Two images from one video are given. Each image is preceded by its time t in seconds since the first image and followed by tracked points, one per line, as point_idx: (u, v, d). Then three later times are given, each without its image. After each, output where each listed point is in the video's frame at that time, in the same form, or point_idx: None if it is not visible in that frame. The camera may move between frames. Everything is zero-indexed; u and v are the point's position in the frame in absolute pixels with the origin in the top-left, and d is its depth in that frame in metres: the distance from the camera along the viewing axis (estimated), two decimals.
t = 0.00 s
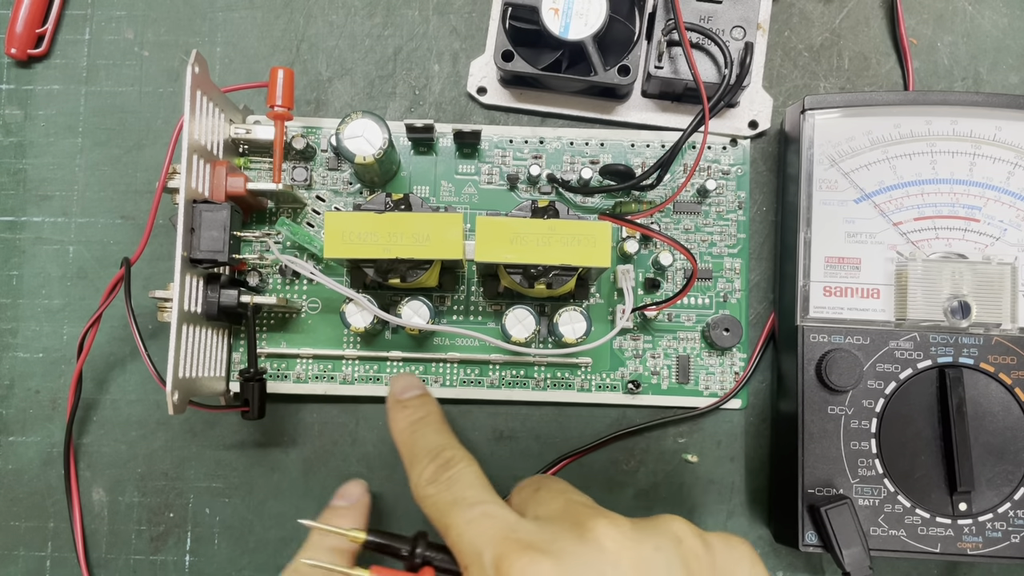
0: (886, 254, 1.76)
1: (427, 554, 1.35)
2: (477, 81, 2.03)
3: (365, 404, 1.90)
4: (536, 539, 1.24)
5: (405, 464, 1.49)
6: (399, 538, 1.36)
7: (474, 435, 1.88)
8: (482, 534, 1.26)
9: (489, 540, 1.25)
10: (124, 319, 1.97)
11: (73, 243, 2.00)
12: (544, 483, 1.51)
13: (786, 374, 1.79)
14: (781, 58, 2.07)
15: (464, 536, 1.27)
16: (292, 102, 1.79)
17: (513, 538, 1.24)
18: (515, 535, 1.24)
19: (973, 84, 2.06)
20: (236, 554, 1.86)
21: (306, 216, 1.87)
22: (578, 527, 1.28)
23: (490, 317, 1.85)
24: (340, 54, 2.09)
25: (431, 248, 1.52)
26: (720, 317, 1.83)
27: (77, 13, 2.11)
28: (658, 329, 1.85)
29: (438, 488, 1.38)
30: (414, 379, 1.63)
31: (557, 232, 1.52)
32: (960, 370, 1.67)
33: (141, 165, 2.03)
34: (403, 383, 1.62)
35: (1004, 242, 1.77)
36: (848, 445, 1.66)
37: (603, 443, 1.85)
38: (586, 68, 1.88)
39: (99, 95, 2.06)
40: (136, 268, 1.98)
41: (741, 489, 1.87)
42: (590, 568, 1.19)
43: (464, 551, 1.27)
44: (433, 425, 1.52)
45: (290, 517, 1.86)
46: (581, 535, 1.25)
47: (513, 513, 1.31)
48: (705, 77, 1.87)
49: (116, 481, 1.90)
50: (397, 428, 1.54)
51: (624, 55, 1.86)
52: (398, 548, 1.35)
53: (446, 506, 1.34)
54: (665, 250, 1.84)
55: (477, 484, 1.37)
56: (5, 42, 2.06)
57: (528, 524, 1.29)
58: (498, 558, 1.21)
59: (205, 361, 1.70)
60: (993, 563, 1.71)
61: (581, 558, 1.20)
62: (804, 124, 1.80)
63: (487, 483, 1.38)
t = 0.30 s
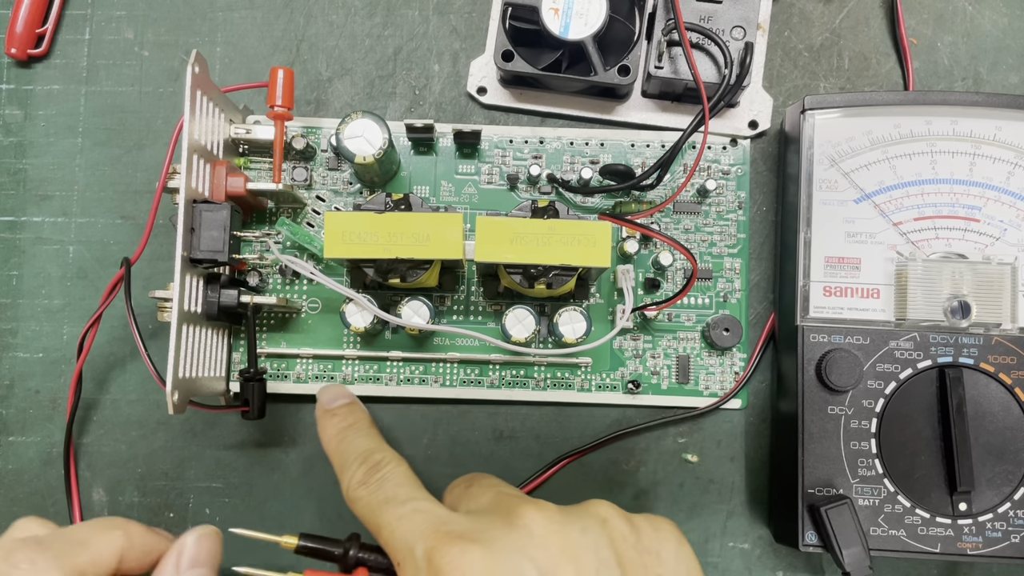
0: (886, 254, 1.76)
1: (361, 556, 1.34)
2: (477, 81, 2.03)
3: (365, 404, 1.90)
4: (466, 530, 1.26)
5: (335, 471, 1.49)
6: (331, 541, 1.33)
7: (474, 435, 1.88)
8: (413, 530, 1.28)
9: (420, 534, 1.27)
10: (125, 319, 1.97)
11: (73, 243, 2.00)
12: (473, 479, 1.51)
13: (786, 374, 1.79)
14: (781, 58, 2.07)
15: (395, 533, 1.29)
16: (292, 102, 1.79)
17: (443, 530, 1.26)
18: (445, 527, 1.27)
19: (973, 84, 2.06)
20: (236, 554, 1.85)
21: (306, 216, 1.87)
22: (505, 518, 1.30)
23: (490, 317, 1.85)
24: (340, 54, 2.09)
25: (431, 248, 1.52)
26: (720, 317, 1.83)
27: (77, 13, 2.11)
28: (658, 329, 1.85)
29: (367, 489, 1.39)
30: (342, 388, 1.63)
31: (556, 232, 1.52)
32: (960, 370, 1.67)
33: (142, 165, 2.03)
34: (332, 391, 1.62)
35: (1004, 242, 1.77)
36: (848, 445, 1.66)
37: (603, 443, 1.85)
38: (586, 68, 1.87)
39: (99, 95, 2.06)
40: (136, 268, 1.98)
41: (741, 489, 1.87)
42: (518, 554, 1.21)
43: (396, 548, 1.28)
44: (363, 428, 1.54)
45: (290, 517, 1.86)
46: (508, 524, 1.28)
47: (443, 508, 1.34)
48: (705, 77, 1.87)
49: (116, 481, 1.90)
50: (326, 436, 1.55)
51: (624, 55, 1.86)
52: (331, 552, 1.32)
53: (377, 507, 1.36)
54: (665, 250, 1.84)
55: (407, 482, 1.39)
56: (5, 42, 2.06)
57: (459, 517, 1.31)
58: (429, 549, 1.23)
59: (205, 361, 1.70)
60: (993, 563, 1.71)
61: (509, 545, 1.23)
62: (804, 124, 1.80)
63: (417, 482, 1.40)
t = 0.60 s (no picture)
0: (886, 254, 1.76)
1: (370, 565, 1.28)
2: (477, 81, 2.03)
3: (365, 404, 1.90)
4: (481, 544, 1.20)
5: (358, 458, 1.44)
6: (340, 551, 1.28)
7: (474, 435, 1.88)
8: (428, 538, 1.22)
9: (435, 542, 1.21)
10: (125, 319, 1.97)
11: (73, 243, 2.00)
12: (483, 487, 1.47)
13: (786, 373, 1.79)
14: (781, 58, 2.07)
15: (411, 538, 1.24)
16: (292, 102, 1.79)
17: (458, 541, 1.21)
18: (460, 539, 1.21)
19: (973, 84, 2.06)
20: (236, 555, 1.85)
21: (306, 216, 1.87)
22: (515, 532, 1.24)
23: (490, 317, 1.85)
24: (340, 54, 2.09)
25: (431, 248, 1.52)
26: (720, 317, 1.83)
27: (77, 13, 2.11)
28: (658, 329, 1.85)
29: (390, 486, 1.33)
30: (379, 375, 1.56)
31: (557, 232, 1.52)
32: (960, 370, 1.67)
33: (142, 165, 2.03)
34: (369, 377, 1.56)
35: (1004, 242, 1.77)
36: (849, 445, 1.66)
37: (603, 443, 1.85)
38: (586, 68, 1.87)
39: (99, 94, 2.06)
40: (136, 268, 1.98)
41: (741, 489, 1.87)
42: (529, 572, 1.15)
43: (409, 552, 1.23)
44: (391, 423, 1.45)
45: (290, 517, 1.86)
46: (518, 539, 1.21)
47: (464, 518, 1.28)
48: (705, 77, 1.87)
49: (116, 481, 1.90)
50: (358, 421, 1.48)
51: (624, 55, 1.86)
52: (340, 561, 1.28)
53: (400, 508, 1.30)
54: (665, 250, 1.84)
55: (429, 486, 1.32)
56: (5, 42, 2.06)
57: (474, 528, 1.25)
58: (442, 560, 1.17)
59: (205, 361, 1.70)
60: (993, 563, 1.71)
61: (521, 562, 1.16)
62: (804, 124, 1.80)
63: (441, 485, 1.34)
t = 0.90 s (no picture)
0: (886, 254, 1.76)
1: None
2: (477, 81, 2.03)
3: (365, 404, 1.90)
4: None
5: (488, 481, 1.51)
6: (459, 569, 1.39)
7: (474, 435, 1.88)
8: (564, 568, 1.28)
9: None
10: (125, 319, 1.97)
11: (73, 243, 2.00)
12: (595, 522, 1.60)
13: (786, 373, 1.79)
14: (781, 58, 2.07)
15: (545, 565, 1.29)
16: (292, 102, 1.79)
17: None
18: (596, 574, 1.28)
19: (973, 84, 2.06)
20: (236, 554, 1.85)
21: (306, 216, 1.87)
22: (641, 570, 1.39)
23: (490, 317, 1.85)
24: (340, 54, 2.09)
25: (431, 248, 1.52)
26: (720, 317, 1.83)
27: (77, 12, 2.11)
28: (658, 329, 1.85)
29: (526, 510, 1.38)
30: (506, 403, 1.66)
31: (556, 232, 1.52)
32: (960, 370, 1.67)
33: (142, 165, 2.03)
34: (492, 403, 1.65)
35: (1004, 242, 1.77)
36: (849, 445, 1.66)
37: (603, 443, 1.85)
38: (586, 68, 1.87)
39: (99, 94, 2.06)
40: (136, 268, 1.98)
41: (741, 490, 1.87)
42: None
43: None
44: (519, 450, 1.54)
45: (290, 517, 1.86)
46: None
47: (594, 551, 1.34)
48: (705, 77, 1.86)
49: (116, 481, 1.90)
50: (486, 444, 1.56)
51: (624, 55, 1.86)
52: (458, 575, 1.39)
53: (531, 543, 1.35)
54: (665, 250, 1.84)
55: (562, 513, 1.38)
56: (5, 42, 2.06)
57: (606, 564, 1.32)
58: None
59: (205, 361, 1.70)
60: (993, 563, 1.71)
61: None
62: (804, 124, 1.81)
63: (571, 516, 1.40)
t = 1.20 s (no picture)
0: (886, 254, 1.76)
1: None
2: (477, 81, 2.03)
3: (365, 404, 1.90)
4: None
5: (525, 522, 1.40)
6: None
7: (473, 435, 1.88)
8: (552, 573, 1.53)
9: None
10: (124, 319, 1.97)
11: (73, 243, 2.00)
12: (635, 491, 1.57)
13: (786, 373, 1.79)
14: (781, 58, 2.07)
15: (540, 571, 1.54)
16: (292, 102, 1.79)
17: None
18: None
19: (973, 84, 2.06)
20: (236, 554, 1.86)
21: (306, 216, 1.87)
22: None
23: (490, 317, 1.85)
24: (340, 54, 2.09)
25: (431, 248, 1.52)
26: (720, 317, 1.83)
27: (78, 12, 2.11)
28: (658, 329, 1.85)
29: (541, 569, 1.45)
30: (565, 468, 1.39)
31: (556, 232, 1.52)
32: (960, 370, 1.67)
33: (141, 165, 2.03)
34: (551, 461, 1.39)
35: (1004, 242, 1.77)
36: (849, 445, 1.66)
37: (602, 443, 1.85)
38: (586, 68, 1.88)
39: (99, 94, 2.06)
40: (136, 267, 1.98)
41: (740, 489, 1.87)
42: None
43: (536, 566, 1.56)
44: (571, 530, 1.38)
45: (290, 517, 1.86)
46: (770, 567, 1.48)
47: None
48: (705, 77, 1.87)
49: (116, 481, 1.90)
50: (544, 519, 1.35)
51: (624, 55, 1.86)
52: None
53: None
54: (665, 250, 1.84)
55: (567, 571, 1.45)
56: (5, 42, 2.06)
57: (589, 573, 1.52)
58: None
59: (205, 361, 1.71)
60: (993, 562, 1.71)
61: None
62: (804, 124, 1.81)
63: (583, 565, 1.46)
